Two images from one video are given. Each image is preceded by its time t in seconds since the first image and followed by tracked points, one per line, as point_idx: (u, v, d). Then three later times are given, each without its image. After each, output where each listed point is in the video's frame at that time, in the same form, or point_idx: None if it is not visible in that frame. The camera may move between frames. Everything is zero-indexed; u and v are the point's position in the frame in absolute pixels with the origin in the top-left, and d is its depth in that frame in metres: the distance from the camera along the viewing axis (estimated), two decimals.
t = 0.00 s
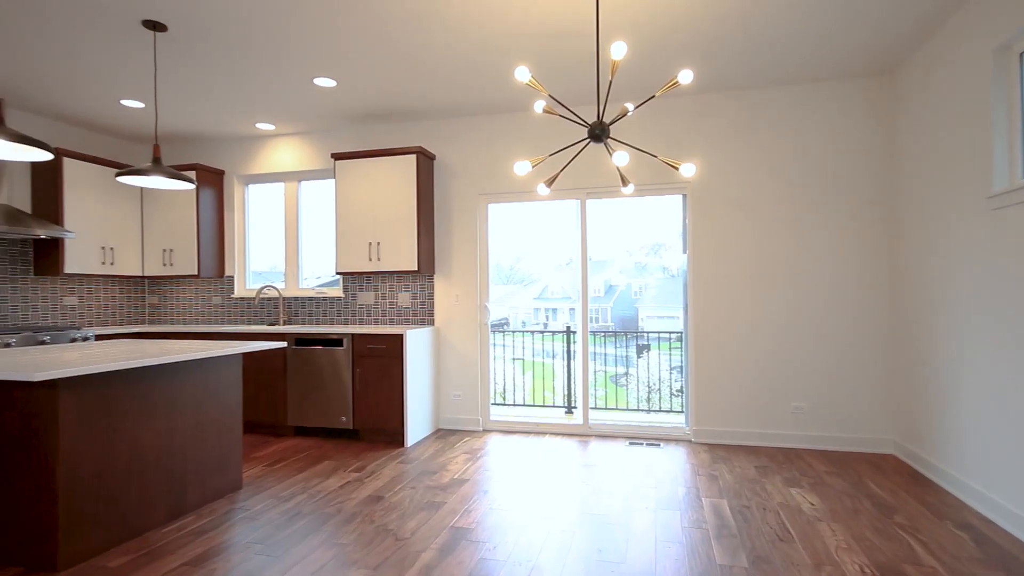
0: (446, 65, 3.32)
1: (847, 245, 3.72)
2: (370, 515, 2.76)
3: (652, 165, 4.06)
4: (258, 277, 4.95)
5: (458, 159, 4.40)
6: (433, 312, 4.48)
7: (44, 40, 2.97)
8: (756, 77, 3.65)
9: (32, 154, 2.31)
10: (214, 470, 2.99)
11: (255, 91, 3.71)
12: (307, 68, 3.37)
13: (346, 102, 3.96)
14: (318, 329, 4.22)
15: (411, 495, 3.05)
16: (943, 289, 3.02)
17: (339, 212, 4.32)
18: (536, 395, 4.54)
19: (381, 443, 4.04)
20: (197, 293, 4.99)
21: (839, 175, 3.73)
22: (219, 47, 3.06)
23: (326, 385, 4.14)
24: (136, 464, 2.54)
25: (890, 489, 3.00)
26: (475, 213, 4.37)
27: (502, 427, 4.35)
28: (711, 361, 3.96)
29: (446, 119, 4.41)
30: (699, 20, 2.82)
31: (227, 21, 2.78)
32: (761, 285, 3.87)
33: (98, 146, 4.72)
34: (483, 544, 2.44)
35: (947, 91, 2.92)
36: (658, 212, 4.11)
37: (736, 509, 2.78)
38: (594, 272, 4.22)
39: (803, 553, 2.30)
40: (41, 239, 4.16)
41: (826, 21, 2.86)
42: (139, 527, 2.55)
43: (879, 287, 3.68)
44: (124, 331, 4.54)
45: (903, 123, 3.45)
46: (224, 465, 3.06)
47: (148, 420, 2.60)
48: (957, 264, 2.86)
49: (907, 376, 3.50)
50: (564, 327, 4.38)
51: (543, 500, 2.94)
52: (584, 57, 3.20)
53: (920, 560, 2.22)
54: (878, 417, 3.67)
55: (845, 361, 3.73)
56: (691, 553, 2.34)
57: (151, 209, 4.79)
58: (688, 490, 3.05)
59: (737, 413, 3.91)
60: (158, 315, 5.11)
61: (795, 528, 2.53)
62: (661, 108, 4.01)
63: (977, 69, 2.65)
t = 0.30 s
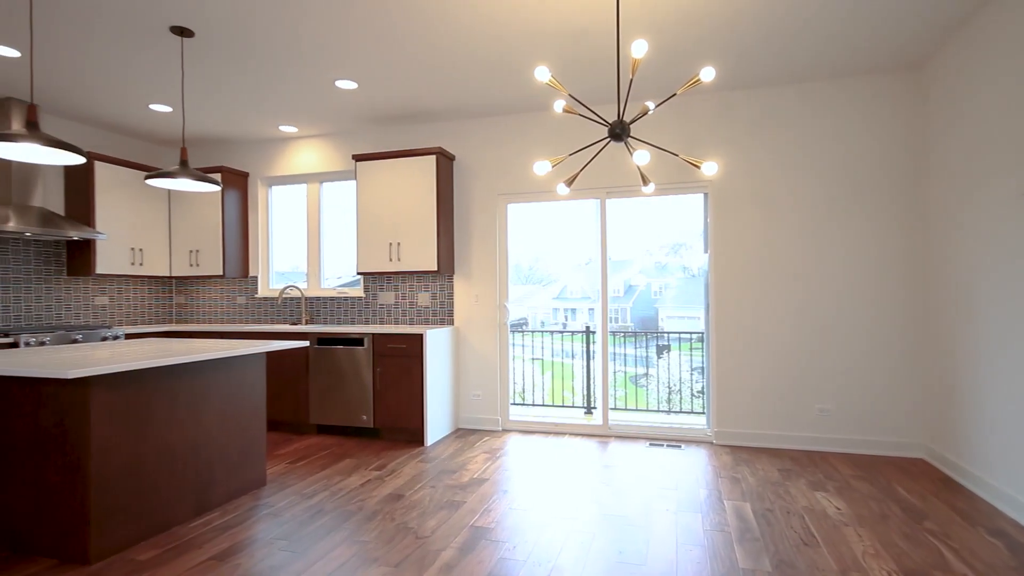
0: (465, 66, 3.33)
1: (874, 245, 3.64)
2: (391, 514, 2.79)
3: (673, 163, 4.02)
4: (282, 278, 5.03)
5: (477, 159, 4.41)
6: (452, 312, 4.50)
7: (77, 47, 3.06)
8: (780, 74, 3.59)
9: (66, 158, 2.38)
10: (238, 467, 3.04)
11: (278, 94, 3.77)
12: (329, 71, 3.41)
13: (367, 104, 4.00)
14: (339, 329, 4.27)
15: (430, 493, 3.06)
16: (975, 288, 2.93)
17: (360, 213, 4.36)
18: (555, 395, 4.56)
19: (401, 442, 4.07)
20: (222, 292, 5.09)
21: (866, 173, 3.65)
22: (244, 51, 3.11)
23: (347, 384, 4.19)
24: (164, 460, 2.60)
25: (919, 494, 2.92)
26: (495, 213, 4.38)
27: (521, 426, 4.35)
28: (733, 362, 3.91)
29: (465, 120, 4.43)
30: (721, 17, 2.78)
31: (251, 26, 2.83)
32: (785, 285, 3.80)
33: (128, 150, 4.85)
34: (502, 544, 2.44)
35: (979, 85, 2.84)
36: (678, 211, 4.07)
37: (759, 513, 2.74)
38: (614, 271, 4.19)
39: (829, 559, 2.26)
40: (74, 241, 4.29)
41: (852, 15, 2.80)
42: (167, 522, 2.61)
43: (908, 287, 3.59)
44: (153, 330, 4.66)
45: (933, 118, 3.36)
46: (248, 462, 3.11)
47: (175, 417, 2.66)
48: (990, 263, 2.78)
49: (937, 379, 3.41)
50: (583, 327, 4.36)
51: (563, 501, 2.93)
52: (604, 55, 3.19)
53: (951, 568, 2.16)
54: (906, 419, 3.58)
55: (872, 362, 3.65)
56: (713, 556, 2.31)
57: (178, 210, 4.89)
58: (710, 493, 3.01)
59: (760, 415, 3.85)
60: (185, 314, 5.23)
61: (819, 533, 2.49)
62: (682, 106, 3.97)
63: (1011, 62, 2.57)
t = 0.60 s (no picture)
0: (484, 67, 3.34)
1: (900, 244, 3.56)
2: (410, 512, 2.81)
3: (693, 162, 3.98)
4: (302, 278, 5.09)
5: (495, 159, 4.42)
6: (470, 312, 4.51)
7: (105, 53, 3.14)
8: (802, 71, 3.54)
9: (96, 161, 2.44)
10: (261, 464, 3.09)
11: (299, 96, 3.83)
12: (349, 74, 3.45)
13: (386, 105, 4.04)
14: (359, 329, 4.31)
15: (449, 492, 3.08)
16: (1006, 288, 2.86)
17: (379, 213, 4.40)
18: (573, 396, 4.52)
19: (419, 441, 4.10)
20: (245, 292, 5.18)
21: (892, 170, 3.58)
22: (266, 55, 3.16)
23: (367, 383, 4.23)
24: (189, 457, 2.65)
25: (947, 498, 2.86)
26: (513, 213, 4.38)
27: (539, 427, 4.35)
28: (754, 363, 3.86)
29: (483, 120, 4.44)
30: (742, 14, 2.75)
31: (273, 31, 2.88)
32: (808, 285, 3.74)
33: (154, 153, 4.96)
34: (521, 544, 2.45)
35: (1009, 79, 2.77)
36: (698, 210, 4.02)
37: (781, 516, 2.70)
38: (632, 271, 4.17)
39: (854, 564, 2.22)
40: (103, 243, 4.40)
41: (878, 10, 2.75)
42: (192, 517, 2.66)
43: (935, 287, 3.51)
44: (178, 329, 4.76)
45: (962, 114, 3.28)
46: (270, 460, 3.16)
47: (200, 415, 2.71)
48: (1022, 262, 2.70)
49: (966, 381, 3.32)
50: (601, 327, 4.36)
51: (581, 501, 2.92)
52: (622, 54, 3.17)
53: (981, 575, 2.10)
54: (934, 423, 3.50)
55: (898, 364, 3.57)
56: (734, 559, 2.28)
57: (202, 212, 4.99)
58: (731, 495, 2.97)
59: (782, 417, 3.79)
60: (209, 314, 5.33)
61: (844, 537, 2.44)
62: (702, 104, 3.93)
63: None
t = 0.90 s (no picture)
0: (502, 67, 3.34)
1: (926, 243, 3.48)
2: (428, 511, 2.82)
3: (713, 160, 3.93)
4: (322, 278, 5.15)
5: (513, 159, 4.42)
6: (488, 312, 4.52)
7: (132, 58, 3.21)
8: (825, 67, 3.47)
9: (123, 164, 2.49)
10: (282, 462, 3.13)
11: (318, 99, 3.87)
12: (367, 76, 3.48)
13: (405, 106, 4.06)
14: (377, 328, 4.35)
15: (467, 492, 3.09)
16: None
17: (397, 214, 4.44)
18: (590, 396, 4.55)
19: (437, 441, 4.11)
20: (266, 292, 5.26)
21: (918, 167, 3.49)
22: (287, 58, 3.20)
23: (385, 383, 4.26)
24: (212, 454, 2.70)
25: (976, 503, 2.78)
26: (530, 213, 4.38)
27: (557, 427, 4.34)
28: (775, 364, 3.80)
29: (501, 120, 4.45)
30: (764, 10, 2.71)
31: (294, 34, 2.92)
32: (831, 285, 3.68)
33: (178, 155, 5.06)
34: (539, 544, 2.44)
35: None
36: (718, 209, 3.98)
37: (804, 519, 2.65)
38: (650, 271, 4.13)
39: (879, 569, 2.17)
40: (130, 244, 4.50)
41: (904, 4, 2.69)
42: (215, 513, 2.71)
43: (963, 287, 3.42)
44: (202, 329, 4.85)
45: (992, 109, 3.19)
46: (291, 458, 3.20)
47: (223, 413, 2.76)
48: None
49: (996, 384, 3.23)
50: (619, 327, 4.33)
51: (599, 502, 2.91)
52: (641, 53, 3.15)
53: None
54: (962, 426, 3.41)
55: (924, 365, 3.49)
56: (755, 563, 2.25)
57: (225, 213, 5.07)
58: (751, 497, 2.94)
59: (804, 419, 3.73)
60: (231, 314, 5.42)
61: (868, 542, 2.40)
62: (722, 102, 3.88)
63: None
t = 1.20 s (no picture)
0: (520, 67, 3.34)
1: (955, 241, 3.39)
2: (447, 510, 2.84)
3: (734, 159, 3.88)
4: (342, 278, 5.21)
5: (531, 159, 4.42)
6: (506, 312, 4.53)
7: (158, 63, 3.28)
8: (850, 62, 3.41)
9: (150, 167, 2.55)
10: (303, 460, 3.17)
11: (338, 101, 3.92)
12: (386, 77, 3.51)
13: (424, 107, 4.09)
14: (396, 328, 4.38)
15: (485, 491, 3.10)
16: None
17: (416, 215, 4.47)
18: (609, 396, 4.55)
19: (456, 441, 4.11)
20: (287, 292, 5.33)
21: (946, 164, 3.41)
22: (307, 61, 3.25)
23: (404, 382, 4.29)
24: (236, 450, 2.74)
25: (1007, 509, 2.71)
26: (549, 213, 4.37)
27: (576, 427, 4.32)
28: (798, 365, 3.74)
29: (519, 120, 4.45)
30: (786, 6, 2.67)
31: (314, 38, 2.95)
32: (855, 285, 3.60)
33: (202, 158, 5.16)
34: (557, 544, 2.44)
35: None
36: (738, 208, 3.93)
37: (827, 524, 2.60)
38: (670, 271, 4.10)
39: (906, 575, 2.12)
40: (156, 245, 4.60)
41: None
42: (239, 510, 2.75)
43: (993, 287, 3.33)
44: (225, 328, 4.93)
45: None
46: (312, 456, 3.24)
47: (246, 411, 2.80)
48: None
49: None
50: (638, 327, 4.31)
51: (618, 503, 2.89)
52: (661, 51, 3.13)
53: None
54: (993, 429, 3.32)
55: (952, 367, 3.40)
56: (777, 567, 2.22)
57: (247, 214, 5.16)
58: (773, 501, 2.89)
59: (828, 421, 3.66)
60: (253, 314, 5.51)
61: (895, 547, 2.35)
62: (743, 99, 3.83)
63: None
